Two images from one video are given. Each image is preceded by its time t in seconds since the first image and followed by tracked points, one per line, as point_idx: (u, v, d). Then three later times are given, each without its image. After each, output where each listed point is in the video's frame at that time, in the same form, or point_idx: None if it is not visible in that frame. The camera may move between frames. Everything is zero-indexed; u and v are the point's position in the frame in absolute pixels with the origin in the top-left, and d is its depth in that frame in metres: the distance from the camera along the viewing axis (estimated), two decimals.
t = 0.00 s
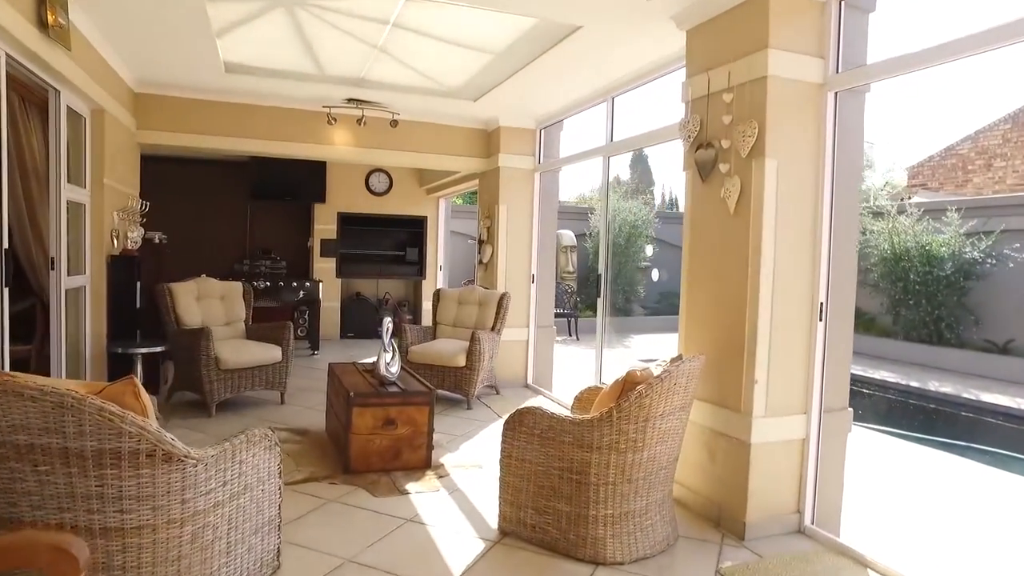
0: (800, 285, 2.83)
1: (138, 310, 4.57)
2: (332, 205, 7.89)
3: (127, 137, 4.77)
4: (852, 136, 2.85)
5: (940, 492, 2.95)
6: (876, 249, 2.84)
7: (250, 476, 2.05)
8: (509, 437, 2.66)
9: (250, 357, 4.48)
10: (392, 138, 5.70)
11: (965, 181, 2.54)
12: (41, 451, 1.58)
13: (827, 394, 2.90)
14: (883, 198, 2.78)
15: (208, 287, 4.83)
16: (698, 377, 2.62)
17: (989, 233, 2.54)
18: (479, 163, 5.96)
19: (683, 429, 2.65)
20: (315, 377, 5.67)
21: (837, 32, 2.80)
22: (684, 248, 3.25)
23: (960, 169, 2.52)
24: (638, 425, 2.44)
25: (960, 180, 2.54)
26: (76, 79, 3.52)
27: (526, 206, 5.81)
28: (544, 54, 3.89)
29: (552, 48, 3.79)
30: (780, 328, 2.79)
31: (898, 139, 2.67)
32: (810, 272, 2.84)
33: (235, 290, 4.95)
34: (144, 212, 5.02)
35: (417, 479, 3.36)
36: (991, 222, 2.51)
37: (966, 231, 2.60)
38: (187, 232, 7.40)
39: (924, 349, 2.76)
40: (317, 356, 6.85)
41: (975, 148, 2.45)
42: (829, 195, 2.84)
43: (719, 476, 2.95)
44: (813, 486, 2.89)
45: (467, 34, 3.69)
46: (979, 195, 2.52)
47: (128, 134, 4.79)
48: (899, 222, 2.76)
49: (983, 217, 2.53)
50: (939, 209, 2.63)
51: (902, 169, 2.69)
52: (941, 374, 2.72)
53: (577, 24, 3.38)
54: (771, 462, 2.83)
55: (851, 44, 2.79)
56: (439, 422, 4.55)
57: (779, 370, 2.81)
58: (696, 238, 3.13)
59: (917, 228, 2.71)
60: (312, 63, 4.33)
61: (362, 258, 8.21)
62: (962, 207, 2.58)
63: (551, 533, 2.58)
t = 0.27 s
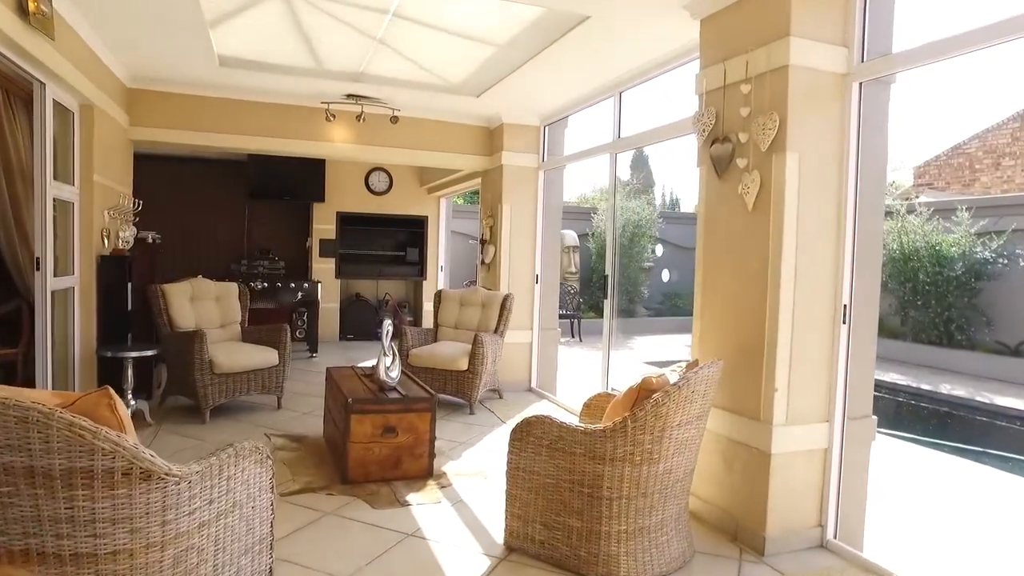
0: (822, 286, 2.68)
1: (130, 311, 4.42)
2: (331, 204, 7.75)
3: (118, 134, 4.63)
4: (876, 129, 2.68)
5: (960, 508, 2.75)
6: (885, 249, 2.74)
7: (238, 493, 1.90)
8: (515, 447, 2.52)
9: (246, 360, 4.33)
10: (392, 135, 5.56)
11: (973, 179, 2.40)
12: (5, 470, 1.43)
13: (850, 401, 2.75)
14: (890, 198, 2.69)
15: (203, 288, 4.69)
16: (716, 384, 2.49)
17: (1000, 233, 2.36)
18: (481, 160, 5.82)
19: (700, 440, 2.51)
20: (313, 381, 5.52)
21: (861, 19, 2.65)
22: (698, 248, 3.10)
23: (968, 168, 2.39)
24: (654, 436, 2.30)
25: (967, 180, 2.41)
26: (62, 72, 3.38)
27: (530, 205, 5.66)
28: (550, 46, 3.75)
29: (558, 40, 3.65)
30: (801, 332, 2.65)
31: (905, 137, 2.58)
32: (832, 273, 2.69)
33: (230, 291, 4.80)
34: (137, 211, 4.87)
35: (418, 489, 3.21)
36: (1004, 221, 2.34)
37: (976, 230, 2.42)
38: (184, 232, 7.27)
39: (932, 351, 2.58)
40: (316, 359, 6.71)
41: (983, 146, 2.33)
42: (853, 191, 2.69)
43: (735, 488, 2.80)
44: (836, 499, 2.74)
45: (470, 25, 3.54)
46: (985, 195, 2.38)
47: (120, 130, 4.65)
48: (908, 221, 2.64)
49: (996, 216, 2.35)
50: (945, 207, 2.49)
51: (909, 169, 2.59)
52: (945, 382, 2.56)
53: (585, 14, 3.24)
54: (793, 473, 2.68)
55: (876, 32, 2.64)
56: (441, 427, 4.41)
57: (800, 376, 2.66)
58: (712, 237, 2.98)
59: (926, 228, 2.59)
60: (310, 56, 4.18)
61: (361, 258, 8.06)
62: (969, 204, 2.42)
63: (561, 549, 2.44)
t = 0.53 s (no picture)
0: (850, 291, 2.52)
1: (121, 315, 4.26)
2: (331, 204, 7.60)
3: (110, 131, 4.48)
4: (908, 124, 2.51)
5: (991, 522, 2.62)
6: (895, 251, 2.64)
7: (225, 518, 1.75)
8: (523, 463, 2.36)
9: (241, 366, 4.18)
10: (393, 133, 5.40)
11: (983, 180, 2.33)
12: None
13: (879, 413, 2.59)
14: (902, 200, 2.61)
15: (197, 291, 4.53)
16: (738, 396, 2.33)
17: (1014, 233, 2.26)
18: (485, 159, 5.67)
19: (720, 456, 2.36)
20: (312, 386, 5.37)
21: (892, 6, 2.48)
22: (715, 250, 2.95)
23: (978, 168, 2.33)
24: (673, 452, 2.14)
25: (977, 180, 2.34)
26: (47, 65, 3.23)
27: (535, 205, 5.50)
28: (558, 38, 3.60)
29: (567, 32, 3.50)
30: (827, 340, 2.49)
31: (926, 133, 2.46)
32: (860, 276, 2.54)
33: (225, 294, 4.65)
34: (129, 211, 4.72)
35: (419, 503, 3.05)
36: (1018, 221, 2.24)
37: (990, 231, 2.33)
38: (180, 232, 7.13)
39: (943, 354, 2.51)
40: (314, 362, 6.55)
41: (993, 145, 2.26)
42: (883, 191, 2.52)
43: (756, 504, 2.64)
44: (864, 517, 2.58)
45: (475, 17, 3.39)
46: (996, 195, 2.29)
47: (112, 128, 4.50)
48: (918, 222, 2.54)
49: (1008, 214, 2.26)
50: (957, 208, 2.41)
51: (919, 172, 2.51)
52: (959, 386, 2.48)
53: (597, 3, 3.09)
54: (818, 490, 2.52)
55: (908, 17, 2.47)
56: (444, 435, 4.25)
57: (826, 386, 2.51)
58: (730, 239, 2.82)
59: (937, 228, 2.48)
60: (307, 50, 4.03)
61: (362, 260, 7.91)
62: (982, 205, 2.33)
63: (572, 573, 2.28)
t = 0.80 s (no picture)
0: (873, 291, 2.40)
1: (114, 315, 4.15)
2: (331, 203, 7.48)
3: (103, 127, 4.36)
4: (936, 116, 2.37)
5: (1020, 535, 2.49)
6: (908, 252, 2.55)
7: (214, 534, 1.62)
8: (530, 473, 2.24)
9: (238, 368, 4.06)
10: (394, 129, 5.28)
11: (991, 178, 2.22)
12: None
13: (904, 420, 2.46)
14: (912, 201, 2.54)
15: (192, 291, 4.41)
16: (756, 404, 2.22)
17: None
18: (488, 157, 5.55)
19: (736, 466, 2.25)
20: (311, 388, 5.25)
21: None
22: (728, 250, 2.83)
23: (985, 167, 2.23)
24: (690, 462, 2.03)
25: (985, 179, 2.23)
26: (35, 58, 3.11)
27: (539, 204, 5.38)
28: (565, 30, 3.48)
29: (574, 23, 3.38)
30: (850, 343, 2.37)
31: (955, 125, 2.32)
32: (884, 276, 2.41)
33: (222, 294, 4.53)
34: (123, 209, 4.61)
35: (421, 512, 2.93)
36: None
37: (1000, 230, 2.18)
38: (178, 232, 7.02)
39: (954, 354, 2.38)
40: (314, 364, 6.44)
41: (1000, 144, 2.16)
42: (909, 185, 2.40)
43: (775, 516, 2.52)
44: (887, 528, 2.46)
45: (478, 8, 3.28)
46: (1005, 194, 2.16)
47: (105, 124, 4.38)
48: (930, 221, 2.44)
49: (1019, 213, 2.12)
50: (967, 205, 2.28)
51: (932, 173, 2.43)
52: (971, 388, 2.33)
53: None
54: (841, 500, 2.39)
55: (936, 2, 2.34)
56: (446, 440, 4.13)
57: (848, 391, 2.38)
58: (746, 238, 2.71)
59: (947, 227, 2.37)
60: (305, 43, 3.91)
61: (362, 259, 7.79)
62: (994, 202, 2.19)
63: None
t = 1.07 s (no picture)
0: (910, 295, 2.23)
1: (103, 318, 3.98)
2: (330, 203, 7.32)
3: (92, 124, 4.20)
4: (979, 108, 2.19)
5: None
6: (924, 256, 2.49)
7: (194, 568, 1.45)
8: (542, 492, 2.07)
9: (232, 374, 3.89)
10: (394, 126, 5.12)
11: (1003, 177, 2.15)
12: None
13: (943, 433, 2.29)
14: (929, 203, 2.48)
15: (185, 294, 4.24)
16: (786, 417, 2.06)
17: None
18: (491, 154, 5.38)
19: (765, 485, 2.08)
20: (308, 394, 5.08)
21: None
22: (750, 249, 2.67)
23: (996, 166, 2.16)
24: (718, 482, 1.87)
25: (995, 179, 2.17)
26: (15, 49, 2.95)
27: (544, 203, 5.22)
28: (573, 20, 3.32)
29: (584, 13, 3.22)
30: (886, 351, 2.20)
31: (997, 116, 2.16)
32: (922, 279, 2.25)
33: (216, 296, 4.36)
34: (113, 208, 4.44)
35: (423, 529, 2.76)
36: None
37: (1013, 230, 2.12)
38: (172, 232, 6.85)
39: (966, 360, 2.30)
40: (312, 368, 6.27)
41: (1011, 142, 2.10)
42: (949, 181, 2.23)
43: (803, 535, 2.35)
44: (924, 550, 2.29)
45: None
46: (1014, 194, 2.11)
47: (94, 120, 4.22)
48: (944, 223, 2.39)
49: None
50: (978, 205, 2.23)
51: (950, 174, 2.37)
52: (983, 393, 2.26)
53: None
54: (876, 520, 2.23)
55: None
56: (449, 449, 3.96)
57: (884, 403, 2.21)
58: (770, 237, 2.54)
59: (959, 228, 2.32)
60: (302, 35, 3.74)
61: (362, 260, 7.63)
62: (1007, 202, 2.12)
63: None
